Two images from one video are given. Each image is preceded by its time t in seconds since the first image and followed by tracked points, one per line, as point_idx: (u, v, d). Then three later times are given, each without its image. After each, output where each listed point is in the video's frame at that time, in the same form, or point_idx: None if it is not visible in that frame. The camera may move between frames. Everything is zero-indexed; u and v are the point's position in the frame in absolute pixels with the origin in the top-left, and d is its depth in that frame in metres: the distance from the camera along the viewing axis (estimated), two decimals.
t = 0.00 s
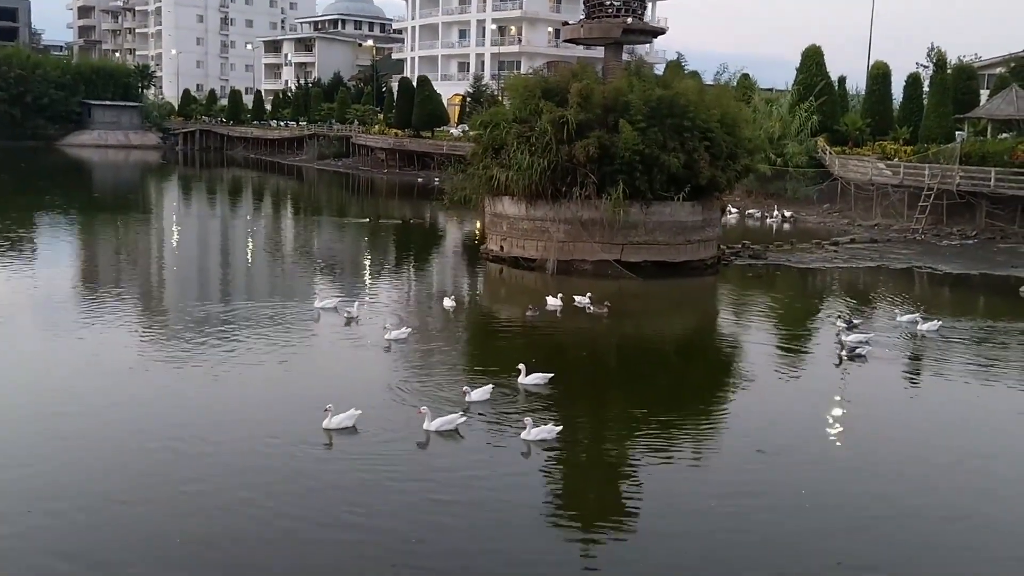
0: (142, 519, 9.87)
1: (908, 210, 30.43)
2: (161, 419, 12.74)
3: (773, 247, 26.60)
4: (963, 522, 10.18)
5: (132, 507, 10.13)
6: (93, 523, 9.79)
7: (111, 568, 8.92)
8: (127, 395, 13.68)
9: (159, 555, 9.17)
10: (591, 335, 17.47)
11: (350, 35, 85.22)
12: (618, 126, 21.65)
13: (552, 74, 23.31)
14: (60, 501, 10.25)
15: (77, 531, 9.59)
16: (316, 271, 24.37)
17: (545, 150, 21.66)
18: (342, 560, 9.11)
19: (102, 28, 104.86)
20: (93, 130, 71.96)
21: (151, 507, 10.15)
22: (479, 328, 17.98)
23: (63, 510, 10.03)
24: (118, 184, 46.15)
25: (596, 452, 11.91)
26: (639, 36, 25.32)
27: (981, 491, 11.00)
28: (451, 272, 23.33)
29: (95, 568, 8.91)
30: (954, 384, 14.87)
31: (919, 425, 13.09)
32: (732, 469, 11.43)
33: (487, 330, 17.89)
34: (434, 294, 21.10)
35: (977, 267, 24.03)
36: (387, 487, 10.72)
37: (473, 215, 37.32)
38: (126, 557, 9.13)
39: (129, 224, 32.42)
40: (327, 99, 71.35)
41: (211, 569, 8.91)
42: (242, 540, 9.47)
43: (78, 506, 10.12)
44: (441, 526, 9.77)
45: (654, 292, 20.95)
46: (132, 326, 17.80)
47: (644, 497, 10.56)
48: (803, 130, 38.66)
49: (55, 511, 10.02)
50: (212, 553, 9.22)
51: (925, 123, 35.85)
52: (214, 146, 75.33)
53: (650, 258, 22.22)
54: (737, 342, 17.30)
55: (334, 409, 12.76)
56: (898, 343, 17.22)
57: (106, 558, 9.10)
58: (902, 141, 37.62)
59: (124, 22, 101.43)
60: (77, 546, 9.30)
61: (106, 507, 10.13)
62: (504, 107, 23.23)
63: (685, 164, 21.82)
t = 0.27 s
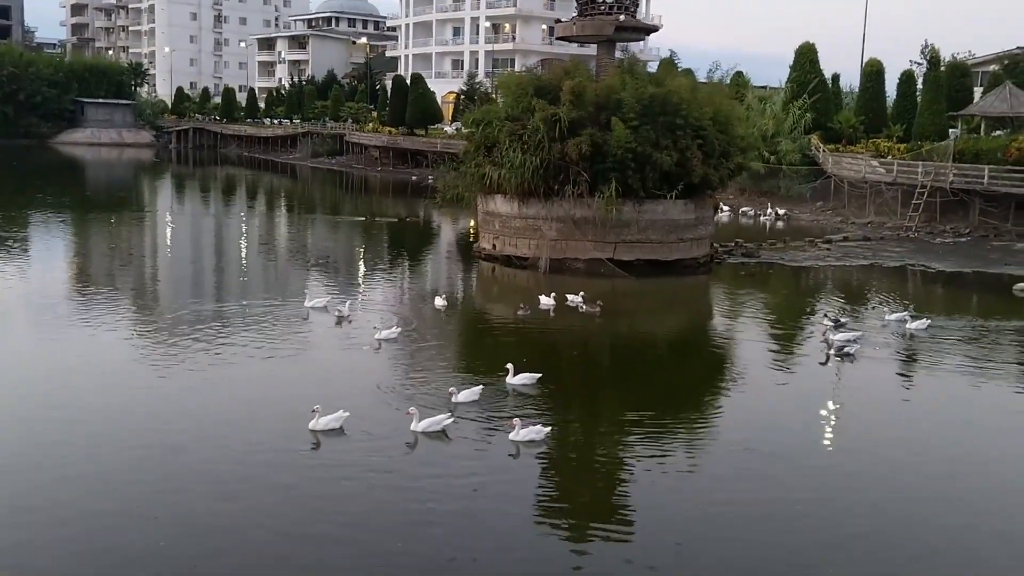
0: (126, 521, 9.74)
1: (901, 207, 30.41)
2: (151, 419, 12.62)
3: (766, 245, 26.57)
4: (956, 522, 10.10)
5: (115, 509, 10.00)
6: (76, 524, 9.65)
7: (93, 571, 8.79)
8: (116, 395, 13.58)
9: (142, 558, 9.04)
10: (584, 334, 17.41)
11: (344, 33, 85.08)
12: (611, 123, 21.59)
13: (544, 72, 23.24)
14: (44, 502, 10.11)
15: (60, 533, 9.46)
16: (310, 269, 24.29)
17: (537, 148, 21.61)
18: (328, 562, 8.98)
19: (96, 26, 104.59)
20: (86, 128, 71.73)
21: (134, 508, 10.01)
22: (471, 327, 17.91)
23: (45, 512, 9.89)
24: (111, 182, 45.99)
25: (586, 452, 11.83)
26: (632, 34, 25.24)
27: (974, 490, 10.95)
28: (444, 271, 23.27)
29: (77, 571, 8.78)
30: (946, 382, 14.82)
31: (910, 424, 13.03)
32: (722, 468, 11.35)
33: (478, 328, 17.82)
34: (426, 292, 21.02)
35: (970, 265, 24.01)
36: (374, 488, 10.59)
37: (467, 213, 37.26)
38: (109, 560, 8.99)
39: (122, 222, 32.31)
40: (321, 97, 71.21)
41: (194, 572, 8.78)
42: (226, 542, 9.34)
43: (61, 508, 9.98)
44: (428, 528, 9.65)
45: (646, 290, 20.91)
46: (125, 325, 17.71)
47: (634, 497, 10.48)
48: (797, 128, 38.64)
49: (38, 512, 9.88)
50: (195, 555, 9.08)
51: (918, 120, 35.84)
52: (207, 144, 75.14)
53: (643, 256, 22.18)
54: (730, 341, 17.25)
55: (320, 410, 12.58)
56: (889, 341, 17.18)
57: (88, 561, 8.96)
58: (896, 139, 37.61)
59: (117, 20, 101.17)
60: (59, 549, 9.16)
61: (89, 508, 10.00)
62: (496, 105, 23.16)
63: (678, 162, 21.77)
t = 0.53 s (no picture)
0: (114, 520, 9.66)
1: (897, 203, 30.40)
2: (144, 417, 12.55)
3: (762, 241, 26.57)
4: (948, 520, 10.05)
5: (103, 508, 9.92)
6: (63, 523, 9.56)
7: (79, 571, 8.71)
8: (110, 392, 13.51)
9: (129, 557, 8.96)
10: (579, 331, 17.38)
11: (341, 28, 84.94)
12: (606, 119, 21.55)
13: (540, 67, 23.18)
14: (32, 500, 10.04)
15: (47, 532, 9.38)
16: (308, 266, 24.24)
17: (532, 145, 21.57)
18: (317, 562, 8.90)
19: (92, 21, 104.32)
20: (82, 125, 71.61)
21: (123, 507, 9.94)
22: (465, 324, 17.87)
23: (32, 510, 9.81)
24: (107, 179, 45.87)
25: (579, 450, 11.79)
26: (627, 30, 25.15)
27: (970, 487, 10.91)
28: (439, 267, 23.25)
29: (64, 571, 8.70)
30: (940, 379, 14.79)
31: (904, 421, 13.00)
32: (715, 466, 11.31)
33: (473, 325, 17.78)
34: (422, 289, 20.97)
35: (966, 261, 24.00)
36: (364, 487, 10.51)
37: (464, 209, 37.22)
38: (96, 560, 8.91)
39: (119, 219, 32.27)
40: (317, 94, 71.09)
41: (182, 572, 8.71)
42: (214, 541, 9.26)
43: (48, 507, 9.90)
44: (418, 527, 9.57)
45: (642, 287, 20.87)
46: (122, 322, 17.66)
47: (627, 496, 10.42)
48: (793, 124, 38.62)
49: (25, 510, 9.80)
50: (183, 555, 9.00)
51: (915, 116, 35.81)
52: (204, 140, 75.01)
53: (637, 253, 22.16)
54: (725, 338, 17.23)
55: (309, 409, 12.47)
56: (883, 338, 17.15)
57: (75, 560, 8.89)
58: (892, 134, 37.59)
59: (113, 15, 100.96)
60: (45, 548, 9.08)
61: (77, 507, 9.92)
62: (491, 101, 23.10)
63: (673, 159, 21.72)
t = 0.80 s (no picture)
0: (102, 520, 9.55)
1: (897, 199, 30.34)
2: (139, 414, 12.48)
3: (761, 238, 26.52)
4: (947, 520, 9.95)
5: (92, 507, 9.80)
6: (50, 522, 9.45)
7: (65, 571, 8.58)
8: (106, 389, 13.43)
9: (116, 557, 8.84)
10: (576, 328, 17.33)
11: (340, 24, 84.84)
12: (604, 116, 21.50)
13: (537, 64, 23.13)
14: (22, 498, 9.95)
15: (34, 531, 9.27)
16: (306, 262, 24.19)
17: (530, 141, 21.51)
18: (307, 562, 8.78)
19: (91, 17, 104.17)
20: (81, 121, 71.51)
21: (112, 506, 9.82)
22: (462, 321, 17.82)
23: (20, 509, 9.69)
24: (106, 174, 45.81)
25: (573, 448, 11.71)
26: (625, 26, 25.05)
27: (968, 486, 10.84)
28: (436, 265, 23.18)
29: (51, 569, 8.61)
30: (938, 378, 14.73)
31: (901, 420, 12.93)
32: (710, 465, 11.23)
33: (470, 323, 17.73)
34: (419, 286, 20.89)
35: (965, 258, 23.95)
36: (355, 486, 10.39)
37: (463, 205, 37.17)
38: (83, 559, 8.80)
39: (118, 215, 32.24)
40: (316, 90, 71.01)
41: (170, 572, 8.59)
42: (202, 541, 9.14)
43: (36, 505, 9.79)
44: (410, 527, 9.45)
45: (640, 285, 20.81)
46: (121, 318, 17.60)
47: (622, 494, 10.34)
48: (792, 120, 38.56)
49: (13, 509, 9.69)
50: (171, 554, 8.89)
51: (914, 112, 35.74)
52: (203, 136, 74.90)
53: (635, 250, 22.10)
54: (723, 335, 17.18)
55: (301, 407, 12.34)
56: (880, 336, 17.09)
57: (62, 560, 8.77)
58: (892, 131, 37.53)
59: (112, 11, 100.81)
60: (32, 548, 8.96)
61: (65, 506, 9.80)
62: (489, 97, 23.05)
63: (671, 155, 21.67)
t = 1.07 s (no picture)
0: (94, 518, 9.47)
1: (900, 196, 30.25)
2: (137, 412, 12.42)
3: (764, 236, 26.45)
4: (948, 520, 9.86)
5: (85, 506, 9.71)
6: (42, 522, 9.36)
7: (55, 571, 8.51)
8: (105, 387, 13.37)
9: (108, 557, 8.76)
10: (576, 326, 17.28)
11: (344, 21, 84.80)
12: (605, 113, 21.47)
13: (539, 61, 23.09)
14: (18, 497, 9.87)
15: (25, 530, 9.19)
16: (309, 259, 24.15)
17: (531, 138, 21.47)
18: (297, 563, 8.69)
19: (95, 14, 104.16)
20: (85, 118, 71.55)
21: (103, 505, 9.74)
22: (463, 319, 17.77)
23: (11, 509, 9.60)
24: (109, 172, 45.78)
25: (571, 446, 11.64)
26: (627, 22, 24.97)
27: (969, 486, 10.75)
28: (437, 262, 23.12)
29: (45, 569, 8.52)
30: (940, 377, 14.64)
31: (902, 419, 12.85)
32: (709, 463, 11.15)
33: (470, 320, 17.69)
34: (420, 283, 20.83)
35: (969, 255, 23.86)
36: (349, 485, 10.29)
37: (466, 203, 37.13)
38: (74, 559, 8.72)
39: (121, 212, 32.22)
40: (319, 87, 70.98)
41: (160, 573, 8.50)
42: (194, 541, 9.06)
43: (31, 505, 9.71)
44: (404, 527, 9.36)
45: (642, 282, 20.76)
46: (125, 315, 17.58)
47: (620, 494, 10.25)
48: (796, 117, 38.46)
49: (4, 508, 9.61)
50: (162, 554, 8.81)
51: (918, 109, 35.63)
52: (206, 133, 74.86)
53: (637, 247, 22.05)
54: (724, 333, 17.13)
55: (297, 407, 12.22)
56: (881, 334, 17.01)
57: (52, 559, 8.70)
58: (895, 127, 37.43)
59: (116, 8, 100.81)
60: (23, 546, 8.88)
61: (58, 505, 9.72)
62: (490, 94, 23.02)
63: (673, 152, 21.63)
